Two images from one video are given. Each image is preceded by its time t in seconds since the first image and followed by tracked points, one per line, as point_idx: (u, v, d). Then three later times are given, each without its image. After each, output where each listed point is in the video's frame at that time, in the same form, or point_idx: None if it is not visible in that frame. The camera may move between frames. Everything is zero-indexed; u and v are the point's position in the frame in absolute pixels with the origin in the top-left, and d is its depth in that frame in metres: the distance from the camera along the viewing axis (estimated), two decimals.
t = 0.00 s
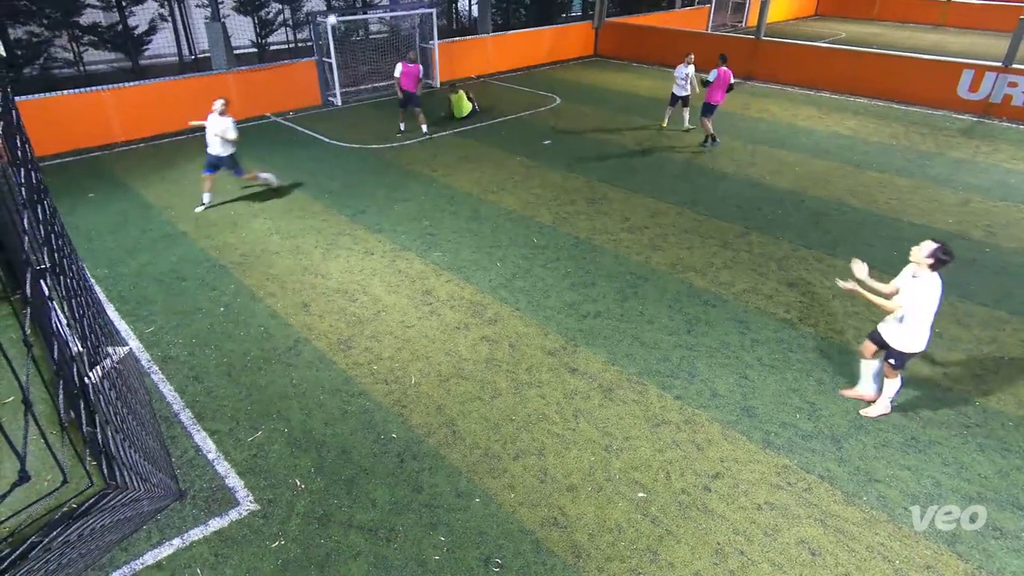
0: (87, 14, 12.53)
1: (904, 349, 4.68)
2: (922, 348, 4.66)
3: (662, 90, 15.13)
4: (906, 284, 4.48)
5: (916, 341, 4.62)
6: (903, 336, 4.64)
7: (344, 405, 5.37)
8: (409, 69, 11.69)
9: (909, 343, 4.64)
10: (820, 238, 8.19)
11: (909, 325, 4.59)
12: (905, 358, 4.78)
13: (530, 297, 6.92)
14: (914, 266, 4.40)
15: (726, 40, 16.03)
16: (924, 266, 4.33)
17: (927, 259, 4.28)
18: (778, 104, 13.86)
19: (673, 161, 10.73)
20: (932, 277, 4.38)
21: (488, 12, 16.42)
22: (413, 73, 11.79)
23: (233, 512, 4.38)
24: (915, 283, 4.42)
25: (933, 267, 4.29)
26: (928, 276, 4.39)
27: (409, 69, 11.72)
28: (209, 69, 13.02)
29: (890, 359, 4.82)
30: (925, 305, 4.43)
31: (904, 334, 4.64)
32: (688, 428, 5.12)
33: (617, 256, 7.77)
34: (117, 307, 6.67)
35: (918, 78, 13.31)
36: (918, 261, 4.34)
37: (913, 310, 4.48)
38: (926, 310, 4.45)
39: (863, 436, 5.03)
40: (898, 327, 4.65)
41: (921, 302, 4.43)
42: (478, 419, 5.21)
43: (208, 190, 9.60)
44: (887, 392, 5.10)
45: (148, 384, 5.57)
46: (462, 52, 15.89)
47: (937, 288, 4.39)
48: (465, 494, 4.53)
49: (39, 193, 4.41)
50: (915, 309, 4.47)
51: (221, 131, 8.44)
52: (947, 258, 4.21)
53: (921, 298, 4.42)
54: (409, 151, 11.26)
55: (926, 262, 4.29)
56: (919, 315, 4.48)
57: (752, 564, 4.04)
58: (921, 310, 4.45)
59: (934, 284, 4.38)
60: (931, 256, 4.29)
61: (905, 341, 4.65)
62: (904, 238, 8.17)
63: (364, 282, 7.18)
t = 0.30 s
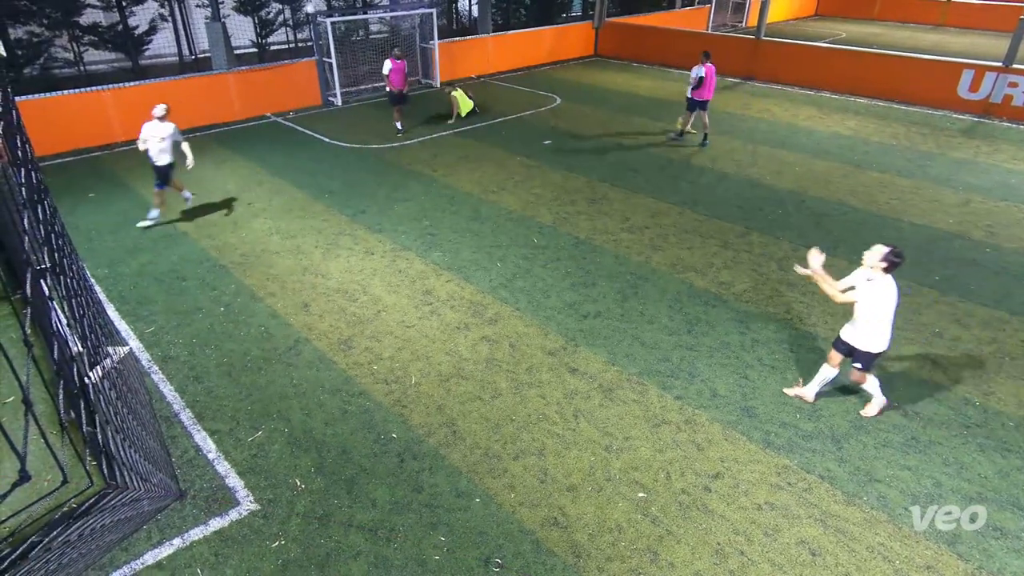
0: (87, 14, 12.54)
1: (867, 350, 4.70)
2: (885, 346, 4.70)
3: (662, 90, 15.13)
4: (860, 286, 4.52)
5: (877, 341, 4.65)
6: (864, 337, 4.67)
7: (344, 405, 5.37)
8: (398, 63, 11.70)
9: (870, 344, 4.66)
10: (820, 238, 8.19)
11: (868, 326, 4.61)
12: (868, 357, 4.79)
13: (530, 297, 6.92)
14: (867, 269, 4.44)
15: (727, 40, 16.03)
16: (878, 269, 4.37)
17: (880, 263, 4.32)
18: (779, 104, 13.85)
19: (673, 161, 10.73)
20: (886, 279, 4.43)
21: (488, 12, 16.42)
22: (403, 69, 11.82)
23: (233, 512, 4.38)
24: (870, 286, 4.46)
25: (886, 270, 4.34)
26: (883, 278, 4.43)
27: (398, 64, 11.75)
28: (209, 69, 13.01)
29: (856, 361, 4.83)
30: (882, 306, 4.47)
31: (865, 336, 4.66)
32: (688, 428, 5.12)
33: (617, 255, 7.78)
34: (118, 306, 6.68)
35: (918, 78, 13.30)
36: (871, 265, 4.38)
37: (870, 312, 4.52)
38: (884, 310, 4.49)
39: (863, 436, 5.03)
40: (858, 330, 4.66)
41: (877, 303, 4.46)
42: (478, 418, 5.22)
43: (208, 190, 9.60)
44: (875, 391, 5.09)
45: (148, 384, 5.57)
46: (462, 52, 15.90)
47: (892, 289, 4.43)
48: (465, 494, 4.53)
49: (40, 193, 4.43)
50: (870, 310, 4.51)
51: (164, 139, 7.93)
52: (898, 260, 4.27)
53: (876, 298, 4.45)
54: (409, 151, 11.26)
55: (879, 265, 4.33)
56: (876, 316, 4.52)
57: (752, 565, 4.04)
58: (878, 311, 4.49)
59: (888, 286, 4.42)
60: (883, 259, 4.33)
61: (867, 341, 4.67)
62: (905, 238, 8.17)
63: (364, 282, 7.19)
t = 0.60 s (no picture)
0: (87, 14, 12.55)
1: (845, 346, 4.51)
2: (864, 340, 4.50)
3: (662, 90, 15.13)
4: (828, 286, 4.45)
5: (855, 334, 4.47)
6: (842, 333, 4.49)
7: (344, 405, 5.37)
8: (388, 65, 11.75)
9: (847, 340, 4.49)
10: (820, 238, 8.20)
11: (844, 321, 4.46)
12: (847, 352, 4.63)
13: (530, 297, 6.92)
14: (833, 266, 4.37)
15: (727, 40, 16.03)
16: (843, 267, 4.30)
17: (844, 261, 4.25)
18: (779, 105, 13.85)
19: (673, 161, 10.72)
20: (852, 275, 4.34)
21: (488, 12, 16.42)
22: (394, 70, 11.85)
23: (233, 512, 4.38)
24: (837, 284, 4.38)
25: (851, 267, 4.26)
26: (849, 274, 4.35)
27: (390, 64, 11.79)
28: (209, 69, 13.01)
29: (834, 358, 4.63)
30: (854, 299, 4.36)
31: (841, 331, 4.50)
32: (688, 428, 5.12)
33: (616, 255, 7.78)
34: (118, 306, 6.68)
35: (919, 78, 13.31)
36: (836, 264, 4.32)
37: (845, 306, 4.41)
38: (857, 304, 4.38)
39: (863, 436, 5.03)
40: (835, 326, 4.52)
41: (847, 300, 4.36)
42: (478, 418, 5.22)
43: (208, 190, 9.60)
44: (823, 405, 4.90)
45: (148, 384, 5.57)
46: (462, 52, 15.90)
47: (860, 283, 4.35)
48: (465, 494, 4.53)
49: (40, 193, 4.42)
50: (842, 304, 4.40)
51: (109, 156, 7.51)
52: (862, 256, 4.19)
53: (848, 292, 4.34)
54: (409, 151, 11.26)
55: (844, 263, 4.26)
56: (851, 310, 4.39)
57: (752, 564, 4.04)
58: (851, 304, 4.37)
59: (855, 283, 4.33)
60: (848, 256, 4.26)
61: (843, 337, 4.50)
62: (905, 238, 8.17)
63: (364, 282, 7.19)
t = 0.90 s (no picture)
0: (87, 14, 12.53)
1: (838, 363, 4.47)
2: (859, 357, 4.46)
3: (662, 90, 15.13)
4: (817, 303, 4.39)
5: (850, 351, 4.43)
6: (835, 350, 4.45)
7: (344, 405, 5.37)
8: (373, 65, 11.85)
9: (839, 357, 4.44)
10: (820, 237, 8.20)
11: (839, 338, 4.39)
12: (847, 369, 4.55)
13: (530, 297, 6.92)
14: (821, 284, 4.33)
15: (727, 39, 16.03)
16: (831, 284, 4.25)
17: (831, 278, 4.20)
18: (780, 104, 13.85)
19: (673, 161, 10.72)
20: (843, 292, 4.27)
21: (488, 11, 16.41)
22: (380, 69, 11.92)
23: (233, 512, 4.38)
24: (825, 301, 4.33)
25: (839, 284, 4.21)
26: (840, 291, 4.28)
27: (376, 64, 11.88)
28: (209, 69, 13.01)
29: (823, 374, 4.60)
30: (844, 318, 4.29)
31: (834, 349, 4.45)
32: (688, 428, 5.12)
33: (616, 255, 7.78)
34: (117, 306, 6.68)
35: (919, 78, 13.31)
36: (823, 281, 4.27)
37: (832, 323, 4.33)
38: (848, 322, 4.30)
39: (864, 436, 5.02)
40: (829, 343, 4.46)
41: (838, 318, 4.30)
42: (478, 418, 5.22)
43: (208, 190, 9.59)
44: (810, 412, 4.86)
45: (148, 384, 5.57)
46: (462, 52, 15.90)
47: (852, 300, 4.27)
48: (465, 494, 4.53)
49: (39, 193, 4.41)
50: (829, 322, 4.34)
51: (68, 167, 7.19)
52: (848, 274, 4.15)
53: (833, 310, 4.28)
54: (409, 150, 11.26)
55: (831, 280, 4.21)
56: (840, 329, 4.32)
57: (752, 565, 4.04)
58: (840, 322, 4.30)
59: (845, 300, 4.27)
60: (834, 274, 4.22)
61: (835, 355, 4.46)
62: (905, 238, 8.17)
63: (364, 282, 7.19)
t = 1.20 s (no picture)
0: (87, 14, 12.53)
1: (848, 378, 4.42)
2: (870, 373, 4.39)
3: (662, 90, 15.13)
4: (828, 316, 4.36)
5: (860, 366, 4.36)
6: (845, 365, 4.39)
7: (344, 405, 5.37)
8: (356, 65, 11.79)
9: (849, 372, 4.39)
10: (820, 238, 8.20)
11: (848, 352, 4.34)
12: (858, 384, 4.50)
13: (530, 297, 6.92)
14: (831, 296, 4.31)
15: (727, 40, 16.03)
16: (841, 297, 4.21)
17: (841, 290, 4.17)
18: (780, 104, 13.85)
19: (673, 161, 10.73)
20: (855, 306, 4.22)
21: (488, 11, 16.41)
22: (364, 69, 11.85)
23: (233, 512, 4.38)
24: (836, 314, 4.30)
25: (849, 297, 4.17)
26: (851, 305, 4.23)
27: (359, 63, 11.78)
28: (210, 69, 13.01)
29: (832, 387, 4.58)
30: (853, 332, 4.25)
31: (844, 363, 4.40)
32: (688, 428, 5.12)
33: (616, 255, 7.78)
34: (118, 306, 6.68)
35: (918, 78, 13.31)
36: (834, 293, 4.24)
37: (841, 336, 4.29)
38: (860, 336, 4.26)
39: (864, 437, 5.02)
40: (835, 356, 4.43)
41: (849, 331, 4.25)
42: (478, 418, 5.22)
43: (208, 190, 9.60)
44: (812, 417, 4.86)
45: (148, 385, 5.57)
46: (462, 52, 15.91)
47: (864, 314, 4.22)
48: (465, 494, 4.53)
49: (41, 193, 4.42)
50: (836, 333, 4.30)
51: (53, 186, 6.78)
52: (859, 286, 4.11)
53: (843, 323, 4.24)
54: (409, 150, 11.27)
55: (842, 292, 4.18)
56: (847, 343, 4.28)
57: (752, 565, 4.04)
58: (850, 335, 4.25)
59: (857, 314, 4.22)
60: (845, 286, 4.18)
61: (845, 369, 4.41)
62: (905, 238, 8.17)
63: (364, 282, 7.19)
